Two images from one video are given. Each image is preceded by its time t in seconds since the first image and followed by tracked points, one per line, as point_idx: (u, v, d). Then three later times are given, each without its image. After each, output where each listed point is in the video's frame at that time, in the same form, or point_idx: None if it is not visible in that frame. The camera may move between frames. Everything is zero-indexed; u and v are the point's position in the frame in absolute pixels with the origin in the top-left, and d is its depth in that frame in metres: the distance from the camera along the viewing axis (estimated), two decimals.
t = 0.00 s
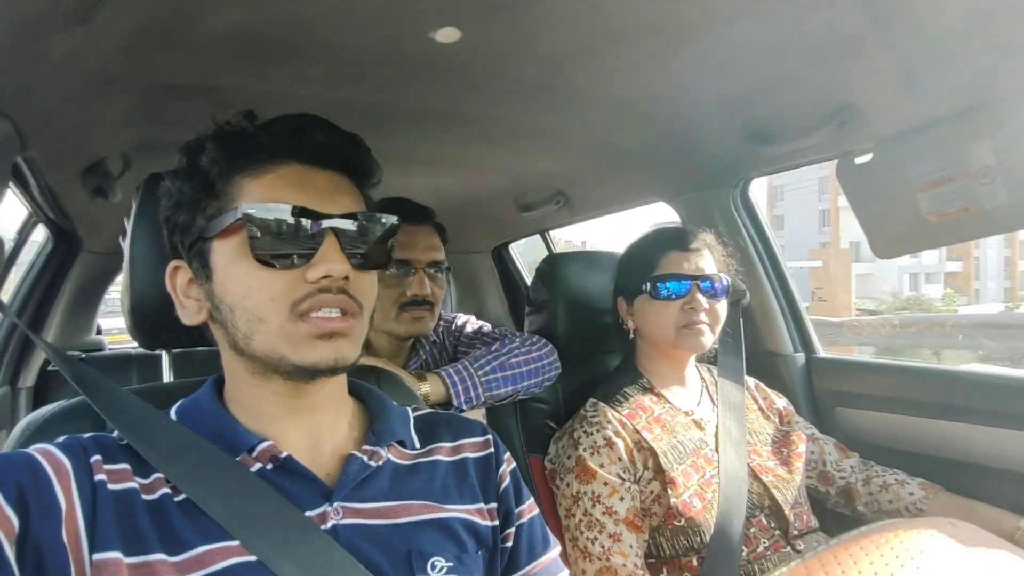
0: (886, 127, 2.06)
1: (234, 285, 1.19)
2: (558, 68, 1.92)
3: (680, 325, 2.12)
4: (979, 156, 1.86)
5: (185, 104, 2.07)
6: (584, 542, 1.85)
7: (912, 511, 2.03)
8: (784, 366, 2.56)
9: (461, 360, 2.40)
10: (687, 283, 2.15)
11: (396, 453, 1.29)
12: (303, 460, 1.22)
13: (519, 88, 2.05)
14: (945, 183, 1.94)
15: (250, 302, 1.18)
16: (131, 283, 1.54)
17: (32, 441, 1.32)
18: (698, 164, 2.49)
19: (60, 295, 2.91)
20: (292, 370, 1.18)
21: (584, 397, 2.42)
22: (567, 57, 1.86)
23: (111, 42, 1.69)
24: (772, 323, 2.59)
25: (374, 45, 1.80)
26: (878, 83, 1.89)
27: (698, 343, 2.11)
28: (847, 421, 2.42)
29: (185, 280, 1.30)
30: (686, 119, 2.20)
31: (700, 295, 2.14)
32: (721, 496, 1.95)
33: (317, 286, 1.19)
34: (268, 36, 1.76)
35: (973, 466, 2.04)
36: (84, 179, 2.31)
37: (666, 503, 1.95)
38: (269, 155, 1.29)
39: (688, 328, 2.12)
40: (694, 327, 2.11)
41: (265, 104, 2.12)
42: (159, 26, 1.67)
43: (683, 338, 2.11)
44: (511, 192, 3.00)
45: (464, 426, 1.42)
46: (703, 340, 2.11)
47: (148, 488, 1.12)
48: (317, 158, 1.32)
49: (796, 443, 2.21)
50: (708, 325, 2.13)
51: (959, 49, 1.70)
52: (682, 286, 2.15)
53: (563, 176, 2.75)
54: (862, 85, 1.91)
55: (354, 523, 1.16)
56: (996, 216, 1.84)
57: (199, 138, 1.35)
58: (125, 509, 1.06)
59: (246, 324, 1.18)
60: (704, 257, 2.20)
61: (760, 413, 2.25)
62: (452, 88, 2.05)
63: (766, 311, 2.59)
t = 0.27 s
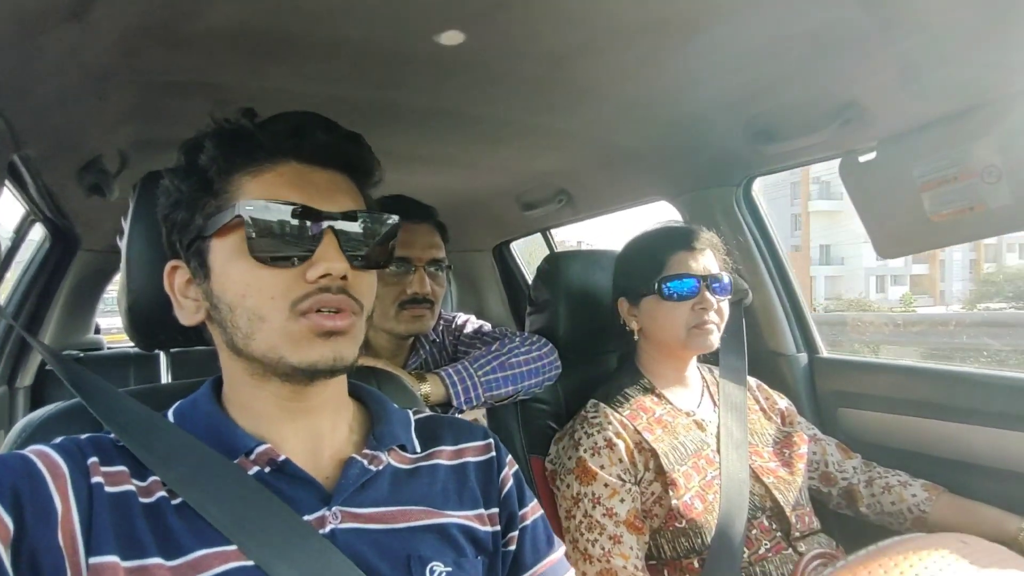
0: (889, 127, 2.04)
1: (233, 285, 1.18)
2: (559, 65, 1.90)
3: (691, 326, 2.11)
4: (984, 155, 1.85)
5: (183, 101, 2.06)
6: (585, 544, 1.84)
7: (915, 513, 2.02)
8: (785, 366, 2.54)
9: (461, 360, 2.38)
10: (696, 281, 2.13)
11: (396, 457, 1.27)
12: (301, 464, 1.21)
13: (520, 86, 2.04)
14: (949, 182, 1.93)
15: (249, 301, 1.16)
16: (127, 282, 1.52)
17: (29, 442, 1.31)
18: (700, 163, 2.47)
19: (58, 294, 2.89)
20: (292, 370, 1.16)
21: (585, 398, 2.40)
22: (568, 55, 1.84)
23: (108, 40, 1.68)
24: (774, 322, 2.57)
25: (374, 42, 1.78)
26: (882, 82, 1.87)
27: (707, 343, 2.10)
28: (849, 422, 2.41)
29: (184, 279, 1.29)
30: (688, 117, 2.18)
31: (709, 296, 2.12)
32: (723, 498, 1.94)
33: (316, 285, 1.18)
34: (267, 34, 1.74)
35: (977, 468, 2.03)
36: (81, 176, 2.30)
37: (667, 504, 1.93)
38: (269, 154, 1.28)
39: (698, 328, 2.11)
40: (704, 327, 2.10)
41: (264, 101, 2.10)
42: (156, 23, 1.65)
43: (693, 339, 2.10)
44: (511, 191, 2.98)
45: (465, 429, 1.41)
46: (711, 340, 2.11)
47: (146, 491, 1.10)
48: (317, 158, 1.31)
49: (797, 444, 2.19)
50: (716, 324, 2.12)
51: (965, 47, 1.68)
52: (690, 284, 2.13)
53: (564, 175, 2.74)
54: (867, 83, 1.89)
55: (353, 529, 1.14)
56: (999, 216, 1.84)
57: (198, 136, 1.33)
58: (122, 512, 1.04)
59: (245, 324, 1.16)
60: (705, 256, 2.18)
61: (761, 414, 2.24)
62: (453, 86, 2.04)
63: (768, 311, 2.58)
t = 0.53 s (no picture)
0: (889, 128, 2.05)
1: (235, 290, 1.19)
2: (559, 66, 1.91)
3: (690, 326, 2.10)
4: (983, 156, 1.86)
5: (184, 101, 2.06)
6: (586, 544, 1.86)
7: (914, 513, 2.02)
8: (785, 366, 2.55)
9: (461, 360, 2.39)
10: (694, 281, 2.10)
11: (395, 456, 1.28)
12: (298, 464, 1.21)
13: (520, 87, 2.04)
14: (949, 183, 1.94)
15: (250, 308, 1.17)
16: (130, 282, 1.53)
17: (31, 441, 1.32)
18: (700, 164, 2.48)
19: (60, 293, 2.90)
20: (292, 378, 1.17)
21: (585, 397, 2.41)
22: (569, 55, 1.85)
23: (110, 40, 1.69)
24: (774, 323, 2.58)
25: (375, 43, 1.79)
26: (881, 83, 1.88)
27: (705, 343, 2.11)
28: (848, 422, 2.42)
29: (187, 279, 1.29)
30: (688, 118, 2.19)
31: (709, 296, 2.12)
32: (721, 497, 1.94)
33: (317, 294, 1.18)
34: (269, 36, 1.75)
35: (975, 468, 2.03)
36: (83, 176, 2.31)
37: (666, 504, 1.94)
38: (272, 156, 1.28)
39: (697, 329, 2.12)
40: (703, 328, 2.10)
41: (266, 102, 2.11)
42: (158, 24, 1.66)
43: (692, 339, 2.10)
44: (512, 191, 2.99)
45: (464, 426, 1.42)
46: (710, 341, 2.11)
47: (147, 490, 1.12)
48: (320, 160, 1.30)
49: (796, 444, 2.21)
50: (715, 324, 2.11)
51: (964, 49, 1.69)
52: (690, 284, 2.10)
53: (564, 175, 2.74)
54: (865, 84, 1.90)
55: (352, 527, 1.15)
56: (997, 216, 1.85)
57: (202, 137, 1.34)
58: (123, 512, 1.05)
59: (246, 329, 1.17)
60: (704, 254, 2.18)
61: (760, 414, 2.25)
62: (453, 87, 2.05)
63: (768, 311, 2.58)
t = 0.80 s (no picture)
0: (889, 127, 2.05)
1: (232, 284, 1.19)
2: (558, 65, 1.91)
3: (690, 324, 2.13)
4: (983, 154, 1.86)
5: (184, 100, 2.07)
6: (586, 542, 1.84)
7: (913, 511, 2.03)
8: (785, 364, 2.55)
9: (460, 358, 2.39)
10: (695, 280, 2.14)
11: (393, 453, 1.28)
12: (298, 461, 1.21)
13: (519, 86, 2.04)
14: (949, 180, 1.94)
15: (247, 301, 1.17)
16: (130, 279, 1.53)
17: (31, 437, 1.32)
18: (700, 163, 2.48)
19: (59, 291, 2.90)
20: (288, 372, 1.17)
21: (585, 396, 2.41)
22: (567, 54, 1.85)
23: (109, 39, 1.69)
24: (774, 321, 2.58)
25: (374, 42, 1.79)
26: (879, 82, 1.88)
27: (706, 341, 2.11)
28: (848, 421, 2.41)
29: (185, 275, 1.29)
30: (688, 117, 2.19)
31: (709, 294, 2.14)
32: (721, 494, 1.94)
33: (313, 285, 1.18)
34: (269, 34, 1.75)
35: (975, 466, 2.03)
36: (83, 175, 2.30)
37: (666, 502, 1.94)
38: (269, 150, 1.28)
39: (698, 327, 2.13)
40: (704, 326, 2.12)
41: (266, 100, 2.11)
42: (158, 22, 1.66)
43: (692, 337, 2.13)
44: (511, 190, 2.99)
45: (462, 423, 1.42)
46: (712, 339, 2.12)
47: (146, 487, 1.12)
48: (317, 155, 1.31)
49: (795, 442, 2.21)
50: (716, 321, 2.14)
51: (961, 47, 1.69)
52: (689, 282, 2.14)
53: (563, 174, 2.74)
54: (864, 83, 1.90)
55: (350, 524, 1.15)
56: (996, 213, 1.85)
57: (200, 133, 1.34)
58: (122, 507, 1.05)
59: (243, 323, 1.17)
60: (703, 253, 2.19)
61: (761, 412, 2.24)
62: (453, 86, 2.05)
63: (768, 310, 2.58)
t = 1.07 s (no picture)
0: (892, 130, 2.03)
1: (227, 282, 1.18)
2: (559, 66, 1.90)
3: (690, 324, 2.11)
4: (986, 158, 1.84)
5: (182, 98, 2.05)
6: (583, 545, 1.83)
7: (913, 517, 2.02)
8: (785, 368, 2.53)
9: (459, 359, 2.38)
10: (693, 282, 2.13)
11: (390, 458, 1.27)
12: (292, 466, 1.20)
13: (520, 87, 2.03)
14: (951, 186, 1.92)
15: (245, 297, 1.16)
16: (126, 279, 1.52)
17: (24, 439, 1.31)
18: (701, 165, 2.46)
19: (58, 290, 2.90)
20: (289, 367, 1.16)
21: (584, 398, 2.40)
22: (568, 55, 1.84)
23: (106, 37, 1.67)
24: (774, 325, 2.56)
25: (374, 42, 1.78)
26: (882, 85, 1.87)
27: (706, 342, 2.10)
28: (848, 425, 2.40)
29: (178, 278, 1.28)
30: (689, 118, 2.17)
31: (709, 295, 2.12)
32: (721, 499, 1.93)
33: (310, 277, 1.18)
34: (267, 33, 1.74)
35: (976, 472, 2.02)
36: (81, 173, 2.29)
37: (666, 505, 1.92)
38: (259, 147, 1.27)
39: (698, 327, 2.10)
40: (705, 326, 2.10)
41: (265, 99, 2.10)
42: (156, 21, 1.65)
43: (693, 338, 2.10)
44: (512, 191, 2.97)
45: (461, 427, 1.41)
46: (711, 340, 2.10)
47: (138, 491, 1.10)
48: (306, 150, 1.30)
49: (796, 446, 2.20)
50: (716, 322, 2.12)
51: (965, 51, 1.67)
52: (687, 285, 2.13)
53: (564, 175, 2.73)
54: (866, 86, 1.89)
55: (345, 530, 1.14)
56: (1000, 218, 1.83)
57: (188, 134, 1.33)
58: (114, 513, 1.04)
59: (240, 320, 1.16)
60: (703, 255, 2.18)
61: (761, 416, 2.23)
62: (453, 86, 2.03)
63: (768, 313, 2.56)
